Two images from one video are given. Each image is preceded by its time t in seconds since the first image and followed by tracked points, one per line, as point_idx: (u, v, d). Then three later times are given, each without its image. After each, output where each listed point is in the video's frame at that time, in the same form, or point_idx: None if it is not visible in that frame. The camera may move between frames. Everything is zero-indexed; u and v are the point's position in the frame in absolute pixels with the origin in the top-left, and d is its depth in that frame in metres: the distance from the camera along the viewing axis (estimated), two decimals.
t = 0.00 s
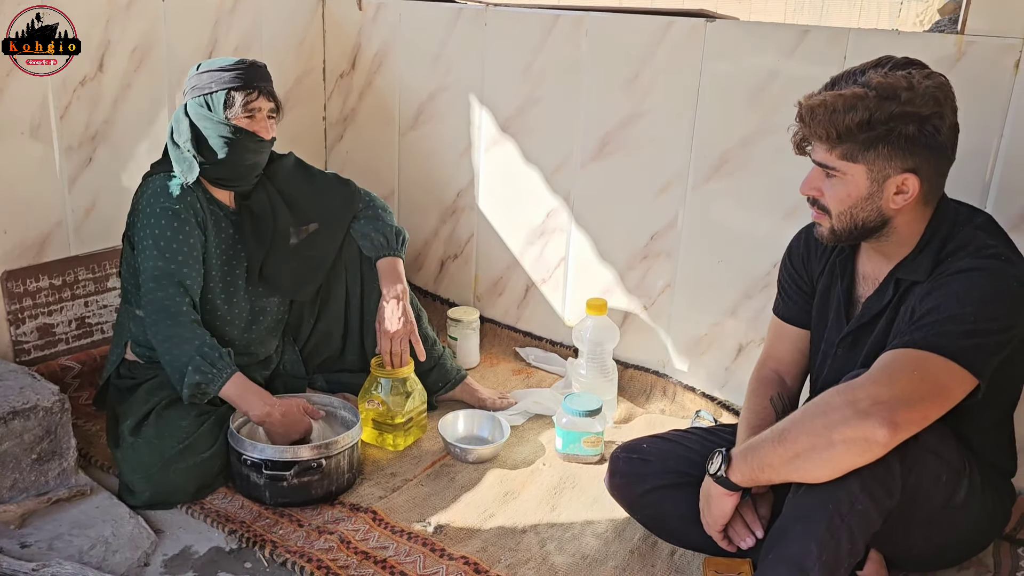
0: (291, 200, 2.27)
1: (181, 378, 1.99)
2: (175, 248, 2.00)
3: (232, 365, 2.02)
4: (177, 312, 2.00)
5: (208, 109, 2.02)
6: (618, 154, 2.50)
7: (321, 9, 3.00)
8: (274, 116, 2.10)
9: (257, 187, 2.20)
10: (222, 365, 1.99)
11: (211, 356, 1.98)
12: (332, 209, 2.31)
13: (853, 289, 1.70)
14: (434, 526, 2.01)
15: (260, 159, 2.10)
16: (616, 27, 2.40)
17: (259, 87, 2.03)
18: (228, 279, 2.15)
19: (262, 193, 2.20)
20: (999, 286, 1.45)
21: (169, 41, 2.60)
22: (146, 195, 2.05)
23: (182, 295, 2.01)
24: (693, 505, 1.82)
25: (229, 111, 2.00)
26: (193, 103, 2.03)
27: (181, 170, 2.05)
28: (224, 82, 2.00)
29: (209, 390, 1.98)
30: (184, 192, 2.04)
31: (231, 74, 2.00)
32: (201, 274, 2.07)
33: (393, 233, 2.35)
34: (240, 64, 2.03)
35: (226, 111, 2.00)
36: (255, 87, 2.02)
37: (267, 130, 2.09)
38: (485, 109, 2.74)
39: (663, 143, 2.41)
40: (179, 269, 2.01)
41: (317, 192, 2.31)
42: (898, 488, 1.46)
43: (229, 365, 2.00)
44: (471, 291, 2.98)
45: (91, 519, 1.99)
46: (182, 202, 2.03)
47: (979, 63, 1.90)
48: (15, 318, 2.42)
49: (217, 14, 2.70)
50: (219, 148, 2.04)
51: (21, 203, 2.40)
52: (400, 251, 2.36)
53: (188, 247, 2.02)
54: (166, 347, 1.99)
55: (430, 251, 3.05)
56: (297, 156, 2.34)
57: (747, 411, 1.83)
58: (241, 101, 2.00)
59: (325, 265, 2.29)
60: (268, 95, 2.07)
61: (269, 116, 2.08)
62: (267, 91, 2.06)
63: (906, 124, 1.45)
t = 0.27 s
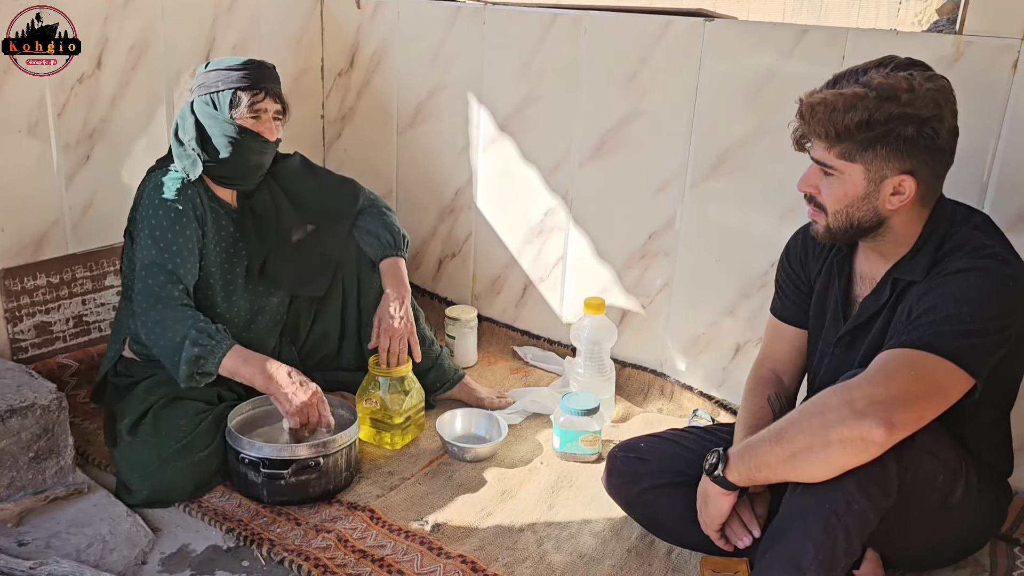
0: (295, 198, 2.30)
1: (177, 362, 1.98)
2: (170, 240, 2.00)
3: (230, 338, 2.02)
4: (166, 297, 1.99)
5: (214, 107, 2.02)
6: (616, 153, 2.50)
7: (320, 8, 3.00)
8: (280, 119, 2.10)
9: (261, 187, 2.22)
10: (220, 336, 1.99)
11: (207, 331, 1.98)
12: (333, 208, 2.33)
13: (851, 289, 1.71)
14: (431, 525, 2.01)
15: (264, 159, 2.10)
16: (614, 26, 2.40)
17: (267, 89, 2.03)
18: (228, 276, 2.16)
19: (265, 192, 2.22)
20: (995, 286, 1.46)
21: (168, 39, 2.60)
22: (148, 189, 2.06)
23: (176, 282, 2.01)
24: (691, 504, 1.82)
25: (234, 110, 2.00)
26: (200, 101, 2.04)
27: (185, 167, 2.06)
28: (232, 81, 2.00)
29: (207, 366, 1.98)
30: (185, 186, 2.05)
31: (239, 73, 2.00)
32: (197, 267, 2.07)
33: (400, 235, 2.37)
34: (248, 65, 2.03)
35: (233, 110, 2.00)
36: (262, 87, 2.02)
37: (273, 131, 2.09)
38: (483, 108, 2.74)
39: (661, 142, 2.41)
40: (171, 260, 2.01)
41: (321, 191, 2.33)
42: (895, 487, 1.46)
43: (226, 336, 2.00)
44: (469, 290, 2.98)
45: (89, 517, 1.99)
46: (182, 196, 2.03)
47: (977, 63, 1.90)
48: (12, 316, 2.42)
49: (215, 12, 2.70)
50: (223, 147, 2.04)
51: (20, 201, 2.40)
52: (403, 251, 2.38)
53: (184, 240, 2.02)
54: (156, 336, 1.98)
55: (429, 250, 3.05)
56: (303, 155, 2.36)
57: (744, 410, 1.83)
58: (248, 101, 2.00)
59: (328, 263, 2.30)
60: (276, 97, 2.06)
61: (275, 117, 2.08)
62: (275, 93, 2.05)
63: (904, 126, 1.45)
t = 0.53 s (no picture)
0: (298, 201, 2.28)
1: (197, 375, 1.98)
2: (185, 247, 2.00)
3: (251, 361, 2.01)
4: (189, 308, 1.99)
5: (235, 117, 2.00)
6: (615, 152, 2.50)
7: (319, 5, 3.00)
8: (298, 136, 2.08)
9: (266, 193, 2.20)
10: (242, 357, 1.98)
11: (230, 348, 1.98)
12: (337, 214, 2.33)
13: (849, 287, 1.71)
14: (429, 522, 2.01)
15: (272, 176, 2.10)
16: (613, 24, 2.40)
17: (291, 110, 2.01)
18: (231, 279, 2.16)
19: (269, 198, 2.20)
20: (994, 285, 1.46)
21: (165, 36, 2.59)
22: (152, 202, 2.04)
23: (194, 292, 2.01)
24: (689, 502, 1.83)
25: (253, 126, 1.99)
26: (222, 106, 2.01)
27: (195, 169, 2.05)
28: (257, 97, 1.97)
29: (226, 384, 1.97)
30: (194, 193, 2.04)
31: (265, 90, 1.98)
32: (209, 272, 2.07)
33: (399, 240, 2.39)
34: (277, 81, 2.00)
35: (253, 126, 1.99)
36: (286, 108, 2.00)
37: (287, 150, 2.08)
38: (482, 106, 2.74)
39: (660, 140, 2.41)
40: (186, 269, 2.00)
41: (325, 193, 2.33)
42: (893, 485, 1.46)
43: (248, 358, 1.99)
44: (467, 287, 2.98)
45: (87, 515, 1.98)
46: (192, 202, 2.03)
47: (975, 61, 1.90)
48: (10, 313, 2.42)
49: (213, 10, 2.69)
50: (233, 160, 2.04)
51: (18, 199, 2.39)
52: (401, 257, 2.39)
53: (196, 246, 2.02)
54: (176, 345, 1.98)
55: (427, 248, 3.05)
56: (306, 157, 2.36)
57: (742, 408, 1.83)
58: (270, 121, 1.98)
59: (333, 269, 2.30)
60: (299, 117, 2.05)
61: (292, 137, 2.07)
62: (298, 115, 2.04)
63: (906, 125, 1.45)
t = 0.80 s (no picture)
0: (297, 201, 2.27)
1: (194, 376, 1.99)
2: (188, 245, 1.99)
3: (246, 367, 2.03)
4: (191, 309, 1.98)
5: (243, 120, 1.99)
6: (613, 152, 2.50)
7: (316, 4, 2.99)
8: (303, 145, 2.08)
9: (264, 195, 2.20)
10: (238, 363, 1.99)
11: (227, 355, 1.98)
12: (337, 213, 2.32)
13: (846, 287, 1.71)
14: (426, 522, 2.01)
15: (271, 180, 2.11)
16: (611, 24, 2.40)
17: (299, 121, 2.01)
18: (233, 277, 2.15)
19: (267, 201, 2.20)
20: (991, 286, 1.46)
21: (163, 35, 2.59)
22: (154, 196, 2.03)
23: (198, 293, 2.00)
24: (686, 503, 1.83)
25: (259, 132, 1.98)
26: (232, 107, 2.00)
27: (199, 165, 2.05)
28: (266, 104, 1.97)
29: (220, 389, 1.98)
30: (196, 190, 2.04)
31: (276, 99, 1.97)
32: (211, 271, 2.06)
33: (398, 241, 2.39)
34: (289, 92, 1.99)
35: (259, 132, 1.98)
36: (295, 119, 2.00)
37: (290, 158, 2.08)
38: (480, 105, 2.74)
39: (657, 140, 2.41)
40: (191, 267, 1.99)
41: (322, 193, 2.32)
42: (889, 486, 1.46)
43: (244, 364, 2.00)
44: (464, 287, 2.98)
45: (83, 514, 1.98)
46: (193, 199, 2.03)
47: (972, 62, 1.91)
48: (6, 312, 2.41)
49: (210, 8, 2.69)
50: (236, 162, 2.04)
51: (15, 198, 2.39)
52: (400, 258, 2.39)
53: (200, 244, 2.01)
54: (176, 346, 1.99)
55: (424, 248, 3.05)
56: (305, 157, 2.35)
57: (739, 408, 1.83)
58: (276, 129, 1.98)
59: (332, 268, 2.31)
60: (306, 128, 2.04)
61: (297, 146, 2.06)
62: (305, 126, 2.03)
63: (904, 128, 1.45)
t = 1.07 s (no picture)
0: (287, 196, 2.27)
1: (169, 370, 1.99)
2: (170, 238, 2.01)
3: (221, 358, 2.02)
4: (168, 301, 1.99)
5: (234, 111, 2.00)
6: (610, 151, 2.50)
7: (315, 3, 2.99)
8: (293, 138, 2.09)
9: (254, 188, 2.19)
10: (211, 357, 1.99)
11: (199, 348, 1.98)
12: (329, 209, 2.33)
13: (843, 287, 1.71)
14: (423, 521, 2.01)
15: (262, 173, 2.11)
16: (609, 22, 2.40)
17: (290, 112, 2.02)
18: (222, 271, 2.16)
19: (257, 194, 2.20)
20: (988, 286, 1.46)
21: (161, 34, 2.59)
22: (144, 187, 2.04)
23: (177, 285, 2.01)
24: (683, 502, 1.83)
25: (251, 122, 1.99)
26: (223, 98, 2.01)
27: (188, 157, 2.05)
28: (259, 93, 1.98)
29: (196, 380, 1.98)
30: (183, 183, 2.05)
31: (267, 89, 1.98)
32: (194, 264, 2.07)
33: (392, 236, 2.39)
34: (281, 83, 2.01)
35: (251, 121, 1.99)
36: (286, 110, 2.01)
37: (281, 150, 2.08)
38: (478, 105, 2.74)
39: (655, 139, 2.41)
40: (171, 261, 2.01)
41: (313, 188, 2.33)
42: (886, 486, 1.47)
43: (217, 357, 2.00)
44: (462, 286, 2.98)
45: (80, 513, 1.98)
46: (180, 193, 2.03)
47: (970, 63, 1.91)
48: (3, 311, 2.41)
49: (208, 7, 2.68)
50: (227, 153, 2.04)
51: (13, 196, 2.39)
52: (395, 253, 2.39)
53: (183, 239, 2.03)
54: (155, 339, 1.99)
55: (422, 247, 3.04)
56: (298, 153, 2.36)
57: (736, 407, 1.83)
58: (268, 119, 1.99)
59: (323, 263, 2.30)
60: (297, 120, 2.05)
61: (287, 138, 2.07)
62: (296, 117, 2.05)
63: (903, 131, 1.45)
